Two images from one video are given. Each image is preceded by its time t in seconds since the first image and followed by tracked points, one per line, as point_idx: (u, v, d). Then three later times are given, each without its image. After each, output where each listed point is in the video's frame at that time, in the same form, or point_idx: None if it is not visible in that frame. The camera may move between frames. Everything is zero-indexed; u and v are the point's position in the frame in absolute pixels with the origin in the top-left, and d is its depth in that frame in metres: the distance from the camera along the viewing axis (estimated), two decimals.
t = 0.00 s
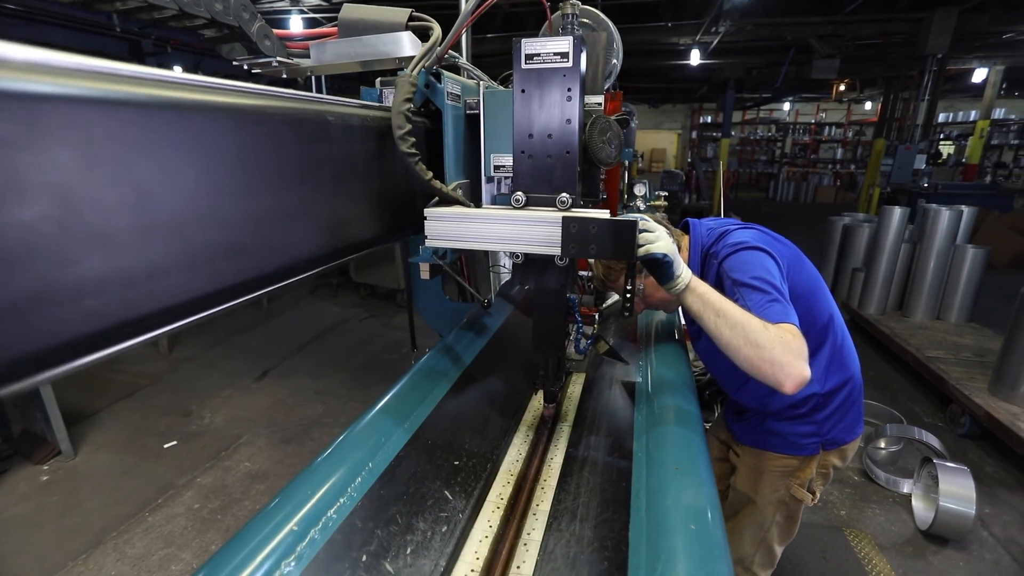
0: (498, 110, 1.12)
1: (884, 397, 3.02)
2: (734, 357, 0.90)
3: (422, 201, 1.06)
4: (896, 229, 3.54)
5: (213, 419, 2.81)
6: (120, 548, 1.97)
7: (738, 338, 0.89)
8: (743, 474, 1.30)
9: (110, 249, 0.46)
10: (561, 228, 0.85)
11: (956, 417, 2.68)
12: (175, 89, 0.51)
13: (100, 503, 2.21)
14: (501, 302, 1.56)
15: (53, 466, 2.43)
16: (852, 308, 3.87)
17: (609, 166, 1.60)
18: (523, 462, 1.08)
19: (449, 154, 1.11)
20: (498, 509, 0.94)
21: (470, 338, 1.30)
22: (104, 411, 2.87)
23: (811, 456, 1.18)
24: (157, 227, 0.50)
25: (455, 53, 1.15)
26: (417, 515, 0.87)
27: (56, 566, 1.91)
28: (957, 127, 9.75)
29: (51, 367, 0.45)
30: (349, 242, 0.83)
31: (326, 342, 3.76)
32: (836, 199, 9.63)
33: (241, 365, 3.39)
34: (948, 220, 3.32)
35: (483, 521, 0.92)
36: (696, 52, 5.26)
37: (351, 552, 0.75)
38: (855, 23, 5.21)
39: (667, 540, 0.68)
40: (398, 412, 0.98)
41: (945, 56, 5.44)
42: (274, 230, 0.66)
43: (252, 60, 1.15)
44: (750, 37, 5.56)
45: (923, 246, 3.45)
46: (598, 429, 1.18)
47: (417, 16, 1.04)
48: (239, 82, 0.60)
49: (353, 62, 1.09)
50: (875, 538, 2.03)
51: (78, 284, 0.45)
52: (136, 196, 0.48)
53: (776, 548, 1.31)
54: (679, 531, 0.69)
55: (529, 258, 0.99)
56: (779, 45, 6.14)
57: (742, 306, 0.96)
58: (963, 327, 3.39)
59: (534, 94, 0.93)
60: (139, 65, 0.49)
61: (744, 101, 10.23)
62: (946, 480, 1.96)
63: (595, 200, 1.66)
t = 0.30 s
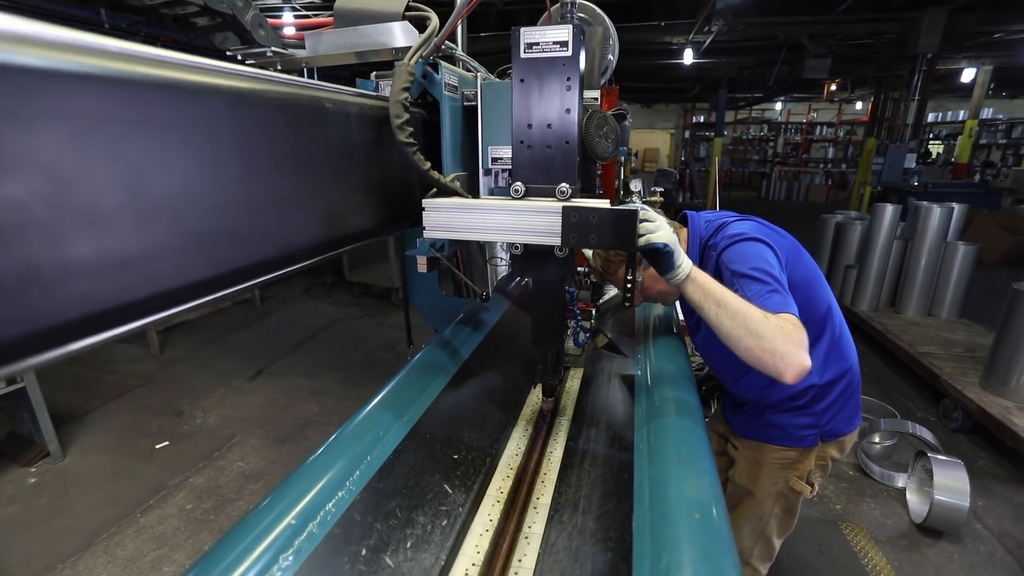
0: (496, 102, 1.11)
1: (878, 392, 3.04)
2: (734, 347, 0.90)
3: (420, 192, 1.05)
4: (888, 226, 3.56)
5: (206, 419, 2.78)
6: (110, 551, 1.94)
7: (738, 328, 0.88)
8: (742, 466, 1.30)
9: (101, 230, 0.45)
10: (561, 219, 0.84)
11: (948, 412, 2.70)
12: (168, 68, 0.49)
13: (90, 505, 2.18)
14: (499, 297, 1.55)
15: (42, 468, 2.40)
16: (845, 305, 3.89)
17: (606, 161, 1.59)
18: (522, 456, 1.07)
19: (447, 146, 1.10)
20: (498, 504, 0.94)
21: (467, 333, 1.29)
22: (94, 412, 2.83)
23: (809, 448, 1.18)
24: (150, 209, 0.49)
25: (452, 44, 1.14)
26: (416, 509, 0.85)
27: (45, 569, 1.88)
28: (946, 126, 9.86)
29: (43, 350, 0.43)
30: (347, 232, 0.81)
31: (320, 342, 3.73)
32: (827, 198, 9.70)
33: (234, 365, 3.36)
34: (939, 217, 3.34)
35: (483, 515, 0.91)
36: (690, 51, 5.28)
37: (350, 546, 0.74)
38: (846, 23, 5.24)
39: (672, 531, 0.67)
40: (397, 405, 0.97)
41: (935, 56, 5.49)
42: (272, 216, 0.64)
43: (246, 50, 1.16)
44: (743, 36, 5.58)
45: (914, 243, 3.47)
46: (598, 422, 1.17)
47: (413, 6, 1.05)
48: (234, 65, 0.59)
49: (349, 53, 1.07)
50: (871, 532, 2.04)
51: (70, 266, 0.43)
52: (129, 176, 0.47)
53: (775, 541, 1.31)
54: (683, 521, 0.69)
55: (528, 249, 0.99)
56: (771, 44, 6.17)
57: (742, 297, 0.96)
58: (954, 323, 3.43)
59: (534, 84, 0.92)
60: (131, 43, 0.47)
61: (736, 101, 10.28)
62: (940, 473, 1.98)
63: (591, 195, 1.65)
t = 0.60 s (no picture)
0: (495, 92, 1.10)
1: (874, 389, 3.05)
2: (737, 337, 0.89)
3: (419, 182, 1.04)
4: (882, 223, 3.57)
5: (200, 418, 2.75)
6: (103, 552, 1.91)
7: (742, 318, 0.87)
8: (743, 460, 1.29)
9: (93, 208, 0.43)
10: (562, 207, 0.83)
11: (943, 407, 2.72)
12: (163, 44, 0.48)
13: (82, 505, 2.15)
14: (497, 292, 1.53)
15: (32, 469, 2.36)
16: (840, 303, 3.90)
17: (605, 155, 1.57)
18: (523, 451, 1.06)
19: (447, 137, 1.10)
20: (499, 497, 0.92)
21: (466, 327, 1.28)
22: (86, 412, 2.79)
23: (811, 441, 1.18)
24: (145, 188, 0.47)
25: (451, 33, 1.13)
26: (417, 503, 0.84)
27: (36, 570, 1.85)
28: (937, 126, 9.94)
29: (33, 332, 0.41)
30: (346, 219, 0.80)
31: (315, 341, 3.71)
32: (821, 197, 9.74)
33: (228, 365, 3.33)
34: (933, 214, 3.36)
35: (485, 508, 0.90)
36: (684, 50, 5.28)
37: (351, 540, 0.72)
38: (840, 22, 5.26)
39: (679, 521, 0.66)
40: (396, 399, 0.95)
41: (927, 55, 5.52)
42: (270, 201, 0.63)
43: (241, 36, 1.12)
44: (737, 36, 5.59)
45: (909, 241, 3.49)
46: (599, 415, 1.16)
47: None
48: (230, 44, 0.57)
49: (346, 41, 1.09)
50: (869, 526, 2.04)
51: (62, 244, 0.42)
52: (123, 153, 0.45)
53: (775, 535, 1.31)
54: (690, 511, 0.68)
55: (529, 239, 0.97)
56: (765, 44, 6.19)
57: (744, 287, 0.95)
58: (948, 320, 3.45)
59: (535, 72, 0.91)
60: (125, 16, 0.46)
61: (730, 101, 10.32)
62: (937, 467, 1.98)
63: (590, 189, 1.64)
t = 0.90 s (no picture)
0: (495, 83, 1.10)
1: (870, 385, 3.06)
2: (739, 327, 0.89)
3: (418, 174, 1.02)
4: (878, 221, 3.57)
5: (196, 417, 2.73)
6: (97, 552, 1.89)
7: (745, 309, 0.87)
8: (743, 454, 1.29)
9: (86, 186, 0.42)
10: (564, 197, 0.82)
11: (939, 403, 2.73)
12: (159, 21, 0.47)
13: (76, 506, 2.12)
14: (496, 288, 1.53)
15: (25, 469, 2.33)
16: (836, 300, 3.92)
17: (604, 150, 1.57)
18: (524, 444, 1.05)
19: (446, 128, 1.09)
20: (501, 491, 0.91)
21: (466, 321, 1.28)
22: (79, 412, 2.76)
23: (812, 434, 1.18)
24: (141, 167, 0.46)
25: (450, 25, 1.12)
26: (419, 496, 0.83)
27: (29, 570, 1.82)
28: (930, 126, 10.01)
29: (26, 314, 0.40)
30: (347, 208, 0.78)
31: (311, 339, 3.68)
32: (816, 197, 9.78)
33: (223, 364, 3.30)
34: (928, 212, 3.37)
35: (487, 502, 0.89)
36: (680, 49, 5.28)
37: (353, 532, 0.71)
38: (835, 22, 5.27)
39: (685, 511, 0.66)
40: (397, 391, 0.95)
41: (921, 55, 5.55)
42: (270, 187, 0.62)
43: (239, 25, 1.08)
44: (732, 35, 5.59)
45: (904, 238, 3.50)
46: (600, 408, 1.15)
47: None
48: (229, 25, 0.56)
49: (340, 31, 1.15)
50: (867, 521, 2.05)
51: (56, 223, 0.40)
52: (119, 130, 0.44)
53: (776, 529, 1.31)
54: (695, 501, 0.67)
55: (530, 230, 0.96)
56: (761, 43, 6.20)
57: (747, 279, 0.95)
58: (943, 317, 3.47)
59: (536, 61, 0.91)
60: None
61: (726, 100, 10.33)
62: (935, 462, 1.99)
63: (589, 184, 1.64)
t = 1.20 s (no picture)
0: (493, 73, 1.09)
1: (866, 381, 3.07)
2: (739, 316, 0.88)
3: (416, 163, 1.01)
4: (873, 219, 3.58)
5: (190, 416, 2.71)
6: (90, 552, 1.87)
7: (745, 297, 0.86)
8: (743, 447, 1.28)
9: (77, 158, 0.41)
10: (564, 184, 0.81)
11: (935, 398, 2.74)
12: None
13: (68, 506, 2.09)
14: (493, 283, 1.53)
15: (17, 469, 2.30)
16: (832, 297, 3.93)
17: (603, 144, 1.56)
18: (524, 437, 1.03)
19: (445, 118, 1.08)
20: (500, 482, 0.90)
21: (465, 314, 1.31)
22: (72, 412, 2.73)
23: (812, 426, 1.18)
24: (133, 142, 0.45)
25: (447, 14, 1.11)
26: (418, 487, 0.80)
27: (21, 570, 1.80)
28: (923, 125, 10.07)
29: (15, 291, 0.39)
30: (344, 195, 0.77)
31: (307, 338, 3.66)
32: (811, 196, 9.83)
33: (218, 363, 3.27)
34: (922, 209, 3.38)
35: (487, 494, 0.87)
36: (676, 48, 5.28)
37: (352, 523, 0.69)
38: (829, 21, 5.28)
39: (689, 499, 0.65)
40: (395, 383, 0.96)
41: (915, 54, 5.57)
42: (267, 169, 0.60)
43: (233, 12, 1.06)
44: (727, 34, 5.60)
45: (899, 235, 3.51)
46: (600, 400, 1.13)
47: None
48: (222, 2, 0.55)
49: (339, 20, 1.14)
50: (864, 515, 2.05)
51: (44, 196, 0.39)
52: (106, 99, 0.42)
53: (776, 521, 1.31)
54: (699, 488, 0.66)
55: (530, 219, 0.95)
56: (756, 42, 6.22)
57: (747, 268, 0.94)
58: (938, 313, 3.48)
59: (535, 48, 0.90)
60: None
61: (721, 100, 10.36)
62: (931, 456, 2.00)
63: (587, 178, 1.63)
